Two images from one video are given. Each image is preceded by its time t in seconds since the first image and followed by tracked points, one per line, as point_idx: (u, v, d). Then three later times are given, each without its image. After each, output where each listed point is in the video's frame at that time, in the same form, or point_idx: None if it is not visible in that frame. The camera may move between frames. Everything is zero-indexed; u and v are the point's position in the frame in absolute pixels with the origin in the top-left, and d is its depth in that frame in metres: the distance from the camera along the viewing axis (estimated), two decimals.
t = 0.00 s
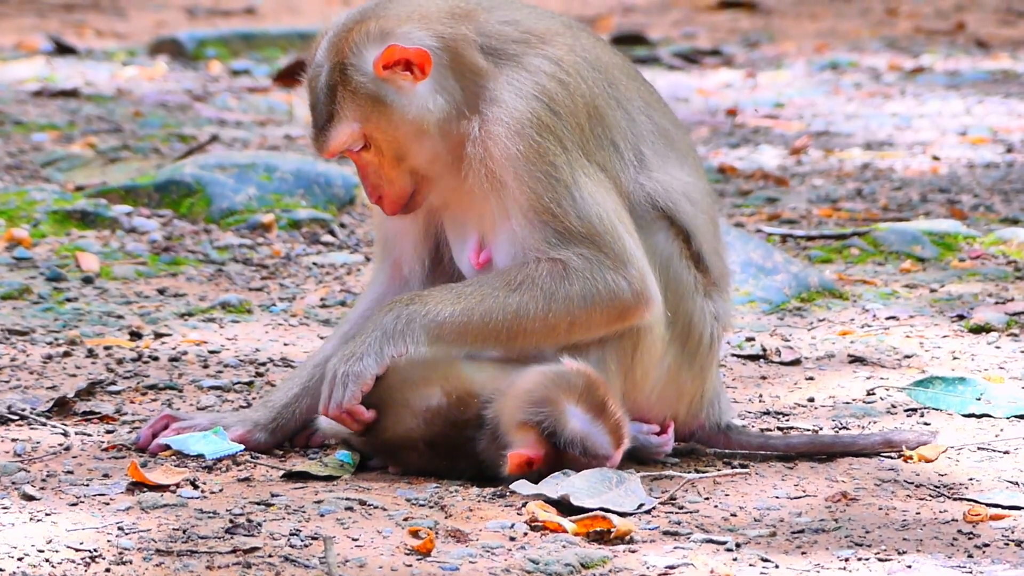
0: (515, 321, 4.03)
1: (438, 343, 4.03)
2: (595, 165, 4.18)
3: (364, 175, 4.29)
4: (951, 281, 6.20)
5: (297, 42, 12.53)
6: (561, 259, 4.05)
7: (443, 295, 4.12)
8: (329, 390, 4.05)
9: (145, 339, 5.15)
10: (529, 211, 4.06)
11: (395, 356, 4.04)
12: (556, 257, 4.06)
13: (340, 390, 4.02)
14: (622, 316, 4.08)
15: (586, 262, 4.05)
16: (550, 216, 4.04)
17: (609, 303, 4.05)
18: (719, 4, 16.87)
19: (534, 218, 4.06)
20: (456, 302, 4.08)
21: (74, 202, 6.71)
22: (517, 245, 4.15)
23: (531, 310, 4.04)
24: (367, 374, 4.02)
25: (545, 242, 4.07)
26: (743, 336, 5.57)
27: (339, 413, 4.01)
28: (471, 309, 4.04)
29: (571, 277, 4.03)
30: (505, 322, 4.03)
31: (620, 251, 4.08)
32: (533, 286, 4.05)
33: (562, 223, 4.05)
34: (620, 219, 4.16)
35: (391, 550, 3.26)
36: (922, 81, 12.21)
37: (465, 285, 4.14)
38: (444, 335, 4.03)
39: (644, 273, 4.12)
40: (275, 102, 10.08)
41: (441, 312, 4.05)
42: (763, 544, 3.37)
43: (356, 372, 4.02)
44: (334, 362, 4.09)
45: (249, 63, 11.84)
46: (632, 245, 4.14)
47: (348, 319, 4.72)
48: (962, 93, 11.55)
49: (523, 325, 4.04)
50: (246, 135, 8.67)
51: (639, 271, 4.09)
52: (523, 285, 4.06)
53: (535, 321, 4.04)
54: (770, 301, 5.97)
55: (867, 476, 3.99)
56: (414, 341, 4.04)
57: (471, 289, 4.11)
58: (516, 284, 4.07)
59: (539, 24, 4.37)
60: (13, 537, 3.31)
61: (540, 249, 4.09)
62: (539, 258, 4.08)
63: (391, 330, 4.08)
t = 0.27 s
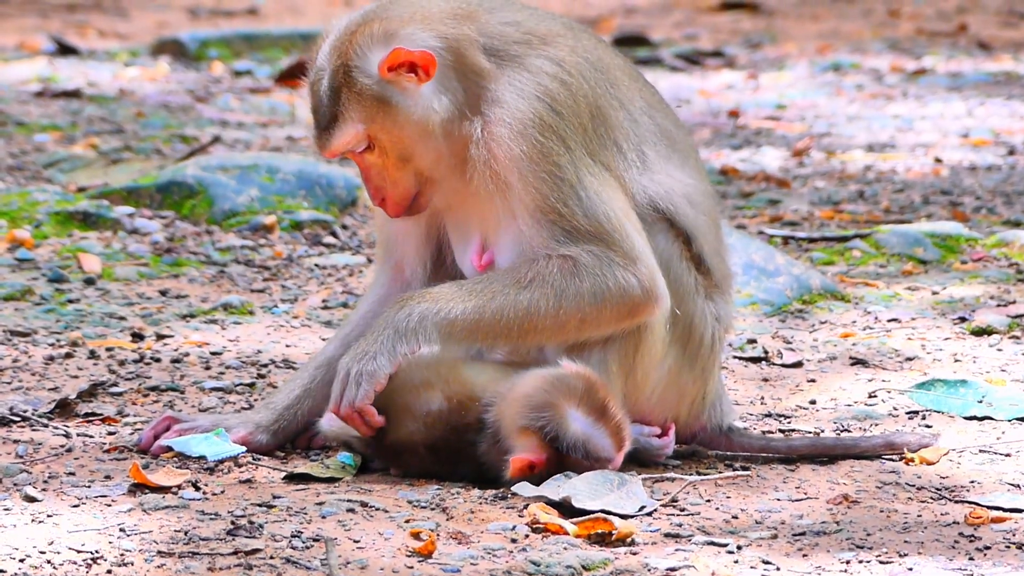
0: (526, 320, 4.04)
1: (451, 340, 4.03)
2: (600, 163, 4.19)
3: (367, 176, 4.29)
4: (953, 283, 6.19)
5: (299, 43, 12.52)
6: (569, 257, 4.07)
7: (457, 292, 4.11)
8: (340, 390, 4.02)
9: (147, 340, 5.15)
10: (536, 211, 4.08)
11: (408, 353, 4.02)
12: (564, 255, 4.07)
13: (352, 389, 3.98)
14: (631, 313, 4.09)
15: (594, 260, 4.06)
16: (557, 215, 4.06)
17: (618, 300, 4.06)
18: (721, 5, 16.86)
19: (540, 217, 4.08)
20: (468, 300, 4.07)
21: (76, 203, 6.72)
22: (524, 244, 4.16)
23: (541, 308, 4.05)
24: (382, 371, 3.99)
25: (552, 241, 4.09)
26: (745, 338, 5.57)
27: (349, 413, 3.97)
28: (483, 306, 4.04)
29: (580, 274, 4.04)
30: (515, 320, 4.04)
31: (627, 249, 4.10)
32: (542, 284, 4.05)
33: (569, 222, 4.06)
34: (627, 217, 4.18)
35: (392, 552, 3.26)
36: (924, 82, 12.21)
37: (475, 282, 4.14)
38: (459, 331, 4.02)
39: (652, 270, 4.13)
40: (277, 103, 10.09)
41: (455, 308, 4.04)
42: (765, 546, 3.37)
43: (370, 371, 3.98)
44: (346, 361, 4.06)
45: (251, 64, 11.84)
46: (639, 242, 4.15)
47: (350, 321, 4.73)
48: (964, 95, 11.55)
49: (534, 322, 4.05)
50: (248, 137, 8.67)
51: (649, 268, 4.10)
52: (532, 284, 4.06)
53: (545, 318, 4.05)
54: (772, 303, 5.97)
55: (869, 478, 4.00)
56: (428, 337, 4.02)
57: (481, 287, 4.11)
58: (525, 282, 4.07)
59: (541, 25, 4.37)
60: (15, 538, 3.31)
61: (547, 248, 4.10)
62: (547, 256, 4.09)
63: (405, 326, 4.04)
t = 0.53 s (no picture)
0: (518, 319, 4.04)
1: (440, 341, 4.03)
2: (597, 162, 4.18)
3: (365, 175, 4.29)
4: (951, 284, 6.20)
5: (298, 40, 12.50)
6: (562, 257, 4.06)
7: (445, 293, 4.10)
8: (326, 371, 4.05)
9: (145, 336, 5.15)
10: (530, 210, 4.07)
11: (391, 355, 4.05)
12: (558, 254, 4.06)
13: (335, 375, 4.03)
14: (622, 314, 4.08)
15: (587, 260, 4.05)
16: (551, 214, 4.05)
17: (610, 301, 4.05)
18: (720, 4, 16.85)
19: (535, 216, 4.07)
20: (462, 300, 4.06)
21: (74, 199, 6.71)
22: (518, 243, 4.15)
23: (533, 308, 4.04)
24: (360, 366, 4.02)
25: (546, 240, 4.08)
26: (742, 337, 5.57)
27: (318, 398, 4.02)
28: (476, 304, 4.04)
29: (572, 274, 4.04)
30: (507, 319, 4.03)
31: (622, 249, 4.09)
32: (535, 284, 4.05)
33: (564, 220, 4.05)
34: (623, 217, 4.17)
35: (388, 549, 3.26)
36: (923, 82, 12.21)
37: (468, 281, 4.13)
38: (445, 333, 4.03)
39: (645, 271, 4.12)
40: (276, 100, 10.08)
41: (442, 311, 4.04)
42: (760, 546, 3.38)
43: (349, 364, 4.03)
44: (331, 348, 4.11)
45: (251, 60, 11.84)
46: (633, 242, 4.14)
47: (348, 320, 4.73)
48: (963, 95, 11.55)
49: (524, 323, 4.04)
50: (247, 133, 8.67)
51: (641, 269, 4.09)
52: (525, 282, 4.06)
53: (536, 319, 4.05)
54: (769, 302, 5.97)
55: (865, 478, 4.00)
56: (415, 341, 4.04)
57: (474, 286, 4.10)
58: (518, 281, 4.06)
59: (542, 24, 4.36)
60: (11, 534, 3.31)
61: (541, 247, 4.09)
62: (540, 256, 4.08)
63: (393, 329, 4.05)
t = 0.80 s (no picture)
0: (491, 335, 4.10)
1: (414, 366, 4.12)
2: (581, 165, 4.18)
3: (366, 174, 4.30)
4: (949, 281, 6.20)
5: (298, 35, 12.49)
6: (540, 263, 4.08)
7: (416, 319, 4.18)
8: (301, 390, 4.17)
9: (143, 332, 5.15)
10: (513, 210, 4.07)
11: (366, 383, 4.14)
12: (533, 262, 4.09)
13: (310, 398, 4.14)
14: (597, 321, 4.11)
15: (562, 268, 4.08)
16: (532, 216, 4.05)
17: (582, 310, 4.09)
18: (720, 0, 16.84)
19: (516, 219, 4.08)
20: (434, 323, 4.15)
21: (73, 194, 6.71)
22: (500, 245, 4.17)
23: (506, 323, 4.10)
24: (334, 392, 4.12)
25: (526, 245, 4.10)
26: (741, 334, 5.58)
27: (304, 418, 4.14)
28: (447, 323, 4.13)
29: (546, 284, 4.08)
30: (481, 338, 4.11)
31: (600, 255, 4.10)
32: (509, 298, 4.10)
33: (544, 223, 4.06)
34: (603, 221, 4.18)
35: (386, 546, 3.26)
36: (922, 79, 12.21)
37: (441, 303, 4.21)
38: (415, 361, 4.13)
39: (621, 278, 4.14)
40: (275, 95, 10.08)
41: (416, 339, 4.13)
42: (758, 543, 3.38)
43: (323, 392, 4.12)
44: (306, 372, 4.20)
45: (249, 55, 11.83)
46: (612, 248, 4.16)
47: (347, 316, 4.73)
48: (962, 92, 11.55)
49: (497, 336, 4.11)
50: (246, 128, 8.67)
51: (615, 274, 4.10)
52: (497, 298, 4.11)
53: (509, 333, 4.11)
54: (768, 299, 5.97)
55: (863, 476, 4.00)
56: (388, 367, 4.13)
57: (448, 308, 4.17)
58: (492, 300, 4.12)
59: (539, 21, 4.36)
60: (8, 529, 3.31)
61: (519, 254, 4.12)
62: (518, 264, 4.12)
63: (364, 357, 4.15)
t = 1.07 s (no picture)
0: (495, 330, 4.05)
1: (417, 358, 4.06)
2: (580, 166, 4.17)
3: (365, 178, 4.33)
4: (946, 284, 6.20)
5: (296, 36, 12.49)
6: (543, 264, 4.06)
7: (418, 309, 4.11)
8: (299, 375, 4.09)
9: (140, 332, 5.15)
10: (514, 210, 4.05)
11: (368, 372, 4.06)
12: (536, 261, 4.07)
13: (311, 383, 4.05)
14: (600, 321, 4.09)
15: (566, 268, 4.05)
16: (536, 214, 4.04)
17: (587, 308, 4.06)
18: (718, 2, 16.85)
19: (519, 218, 4.06)
20: (439, 313, 4.07)
21: (70, 195, 6.71)
22: (501, 246, 4.14)
23: (511, 320, 4.05)
24: (335, 378, 4.04)
25: (529, 245, 4.08)
26: (737, 336, 5.58)
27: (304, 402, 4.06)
28: (452, 315, 4.06)
29: (549, 281, 4.05)
30: (485, 334, 4.05)
31: (603, 254, 4.08)
32: (514, 294, 4.05)
33: (546, 223, 4.04)
34: (605, 221, 4.16)
35: (382, 548, 3.26)
36: (920, 82, 12.22)
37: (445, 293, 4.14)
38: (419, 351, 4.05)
39: (623, 278, 4.12)
40: (273, 96, 10.08)
41: (419, 329, 4.05)
42: (754, 546, 3.38)
43: (325, 376, 4.04)
44: (306, 356, 4.11)
45: (247, 56, 11.83)
46: (615, 248, 4.14)
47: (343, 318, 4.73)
48: (960, 95, 11.56)
49: (501, 331, 4.05)
50: (243, 129, 8.67)
51: (618, 274, 4.08)
52: (501, 295, 4.06)
53: (514, 329, 4.06)
54: (765, 302, 5.97)
55: (859, 479, 4.01)
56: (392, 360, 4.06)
57: (452, 301, 4.10)
58: (497, 295, 4.07)
59: (537, 24, 4.37)
60: (3, 530, 3.31)
61: (521, 254, 4.09)
62: (522, 262, 4.09)
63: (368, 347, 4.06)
